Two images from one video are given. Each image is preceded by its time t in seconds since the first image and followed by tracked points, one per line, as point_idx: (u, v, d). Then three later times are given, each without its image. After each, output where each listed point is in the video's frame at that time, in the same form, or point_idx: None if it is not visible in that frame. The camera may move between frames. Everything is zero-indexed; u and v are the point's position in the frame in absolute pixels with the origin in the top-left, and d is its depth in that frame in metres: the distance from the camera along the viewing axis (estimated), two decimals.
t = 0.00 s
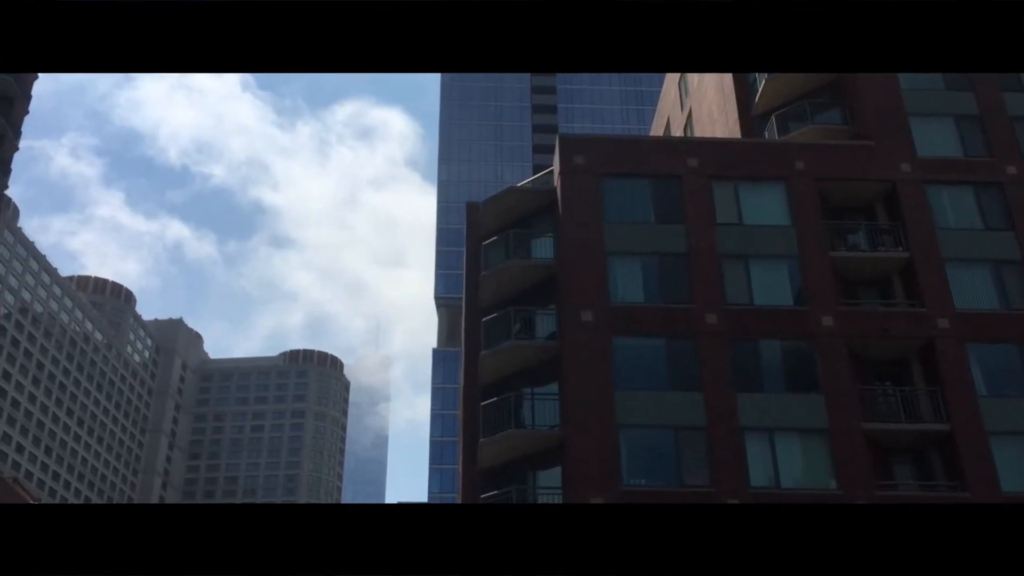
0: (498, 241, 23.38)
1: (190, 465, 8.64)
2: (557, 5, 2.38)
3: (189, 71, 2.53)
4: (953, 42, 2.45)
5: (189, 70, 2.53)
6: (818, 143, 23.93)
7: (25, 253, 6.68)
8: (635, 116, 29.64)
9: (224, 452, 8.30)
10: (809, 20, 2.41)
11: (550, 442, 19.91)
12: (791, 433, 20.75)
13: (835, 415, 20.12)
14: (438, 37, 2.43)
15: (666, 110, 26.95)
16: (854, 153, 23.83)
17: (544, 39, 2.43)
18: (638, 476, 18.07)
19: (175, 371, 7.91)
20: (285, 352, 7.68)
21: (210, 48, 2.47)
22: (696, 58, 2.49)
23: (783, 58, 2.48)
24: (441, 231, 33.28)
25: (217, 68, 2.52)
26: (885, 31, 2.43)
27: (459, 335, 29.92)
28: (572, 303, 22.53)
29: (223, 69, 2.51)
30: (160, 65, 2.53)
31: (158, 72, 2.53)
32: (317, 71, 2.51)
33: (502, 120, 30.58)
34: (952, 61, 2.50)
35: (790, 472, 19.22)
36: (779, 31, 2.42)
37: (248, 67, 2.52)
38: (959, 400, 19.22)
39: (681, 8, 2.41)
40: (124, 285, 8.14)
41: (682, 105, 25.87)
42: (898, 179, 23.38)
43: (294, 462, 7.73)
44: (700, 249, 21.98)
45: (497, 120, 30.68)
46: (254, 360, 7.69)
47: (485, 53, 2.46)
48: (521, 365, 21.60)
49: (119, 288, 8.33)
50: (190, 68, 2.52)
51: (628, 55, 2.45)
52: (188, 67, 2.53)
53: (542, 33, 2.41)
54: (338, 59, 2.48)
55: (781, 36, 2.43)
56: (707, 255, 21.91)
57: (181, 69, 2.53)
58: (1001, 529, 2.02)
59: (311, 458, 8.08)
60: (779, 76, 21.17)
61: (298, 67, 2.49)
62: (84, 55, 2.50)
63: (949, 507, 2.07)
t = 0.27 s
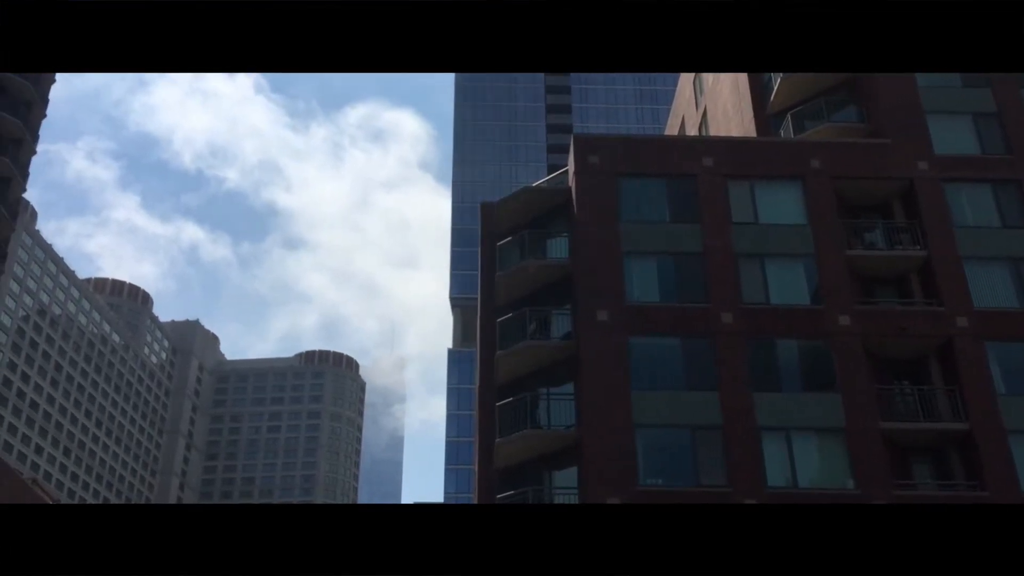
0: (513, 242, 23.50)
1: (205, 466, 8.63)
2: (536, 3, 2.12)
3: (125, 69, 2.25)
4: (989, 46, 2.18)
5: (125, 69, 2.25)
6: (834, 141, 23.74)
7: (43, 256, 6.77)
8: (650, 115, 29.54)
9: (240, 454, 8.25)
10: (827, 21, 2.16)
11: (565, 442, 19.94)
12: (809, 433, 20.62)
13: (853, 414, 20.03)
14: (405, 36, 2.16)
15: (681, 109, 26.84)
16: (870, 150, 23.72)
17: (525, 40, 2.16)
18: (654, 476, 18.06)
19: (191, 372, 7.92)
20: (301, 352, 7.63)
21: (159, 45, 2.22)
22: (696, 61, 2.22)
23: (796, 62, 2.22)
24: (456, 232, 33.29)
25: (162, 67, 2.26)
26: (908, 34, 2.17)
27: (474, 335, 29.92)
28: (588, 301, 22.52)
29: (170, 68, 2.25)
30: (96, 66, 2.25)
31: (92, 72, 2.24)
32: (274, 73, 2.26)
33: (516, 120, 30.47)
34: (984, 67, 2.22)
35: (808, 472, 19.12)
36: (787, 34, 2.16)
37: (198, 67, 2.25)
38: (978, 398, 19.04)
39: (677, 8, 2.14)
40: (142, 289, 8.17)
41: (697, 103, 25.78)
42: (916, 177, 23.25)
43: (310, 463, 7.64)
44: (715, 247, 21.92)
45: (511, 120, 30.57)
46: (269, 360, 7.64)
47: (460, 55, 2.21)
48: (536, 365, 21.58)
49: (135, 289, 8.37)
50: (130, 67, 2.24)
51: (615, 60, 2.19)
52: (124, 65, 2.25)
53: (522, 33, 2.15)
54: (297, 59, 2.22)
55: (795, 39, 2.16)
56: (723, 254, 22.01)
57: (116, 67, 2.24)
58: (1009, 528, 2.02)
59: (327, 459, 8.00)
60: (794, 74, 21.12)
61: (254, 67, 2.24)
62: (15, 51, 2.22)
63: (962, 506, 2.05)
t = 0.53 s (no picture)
0: (530, 243, 23.43)
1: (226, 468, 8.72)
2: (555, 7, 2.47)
3: (200, 68, 2.60)
4: (955, 42, 2.47)
5: (201, 67, 2.60)
6: (851, 141, 23.52)
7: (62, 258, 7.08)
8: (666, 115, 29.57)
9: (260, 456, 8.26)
10: (793, 20, 2.47)
11: (581, 444, 19.92)
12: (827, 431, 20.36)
13: (872, 414, 19.90)
14: (444, 37, 2.52)
15: (697, 109, 26.86)
16: (888, 149, 23.52)
17: (533, 38, 2.50)
18: (671, 477, 18.05)
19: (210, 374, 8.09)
20: (318, 354, 7.67)
21: (230, 48, 2.57)
22: (659, 52, 2.53)
23: (748, 53, 2.52)
24: (472, 233, 33.40)
25: (231, 67, 2.60)
26: (883, 32, 2.47)
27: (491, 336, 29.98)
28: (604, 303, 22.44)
29: (238, 67, 2.59)
30: (179, 65, 2.61)
31: (174, 71, 2.61)
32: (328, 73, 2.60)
33: (532, 121, 30.42)
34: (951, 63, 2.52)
35: (827, 473, 19.00)
36: (757, 30, 2.48)
37: (262, 67, 2.59)
38: (999, 398, 18.84)
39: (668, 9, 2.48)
40: (162, 293, 8.28)
41: (713, 103, 25.83)
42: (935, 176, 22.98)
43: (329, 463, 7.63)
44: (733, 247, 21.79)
45: (528, 121, 30.51)
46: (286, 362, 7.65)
47: (482, 51, 2.54)
48: (555, 367, 21.60)
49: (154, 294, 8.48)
50: (205, 66, 2.59)
51: (623, 58, 2.53)
52: (199, 64, 2.60)
53: (543, 33, 2.49)
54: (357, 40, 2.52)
55: (781, 36, 2.48)
56: (740, 255, 21.77)
57: (195, 66, 2.60)
58: (1007, 532, 2.17)
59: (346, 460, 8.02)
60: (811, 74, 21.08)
61: (308, 66, 2.57)
62: (107, 56, 2.59)
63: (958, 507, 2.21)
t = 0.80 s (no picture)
0: (547, 244, 23.36)
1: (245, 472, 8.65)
2: (567, 6, 2.69)
3: (240, 69, 2.81)
4: (932, 40, 2.73)
5: (242, 69, 2.81)
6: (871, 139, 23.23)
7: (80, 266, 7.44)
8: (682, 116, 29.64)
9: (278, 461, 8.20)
10: (808, 20, 2.70)
11: (600, 446, 19.86)
12: (848, 432, 20.10)
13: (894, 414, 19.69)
14: (466, 36, 2.74)
15: (714, 109, 26.94)
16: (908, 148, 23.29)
17: (571, 38, 2.73)
18: (691, 479, 18.04)
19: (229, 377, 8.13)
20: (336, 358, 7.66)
21: (276, 46, 2.77)
22: (685, 50, 2.76)
23: (765, 52, 2.76)
24: (489, 236, 33.49)
25: (270, 67, 2.82)
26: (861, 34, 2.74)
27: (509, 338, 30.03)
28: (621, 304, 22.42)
29: (275, 67, 2.80)
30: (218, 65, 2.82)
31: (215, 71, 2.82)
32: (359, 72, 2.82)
33: (549, 122, 30.32)
34: (909, 59, 2.79)
35: (848, 474, 18.85)
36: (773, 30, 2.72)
37: (297, 67, 2.81)
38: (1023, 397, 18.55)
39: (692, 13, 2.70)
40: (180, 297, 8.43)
41: (730, 104, 25.91)
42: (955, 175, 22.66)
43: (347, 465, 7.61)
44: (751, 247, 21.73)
45: (544, 122, 30.41)
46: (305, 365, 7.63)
47: (523, 51, 2.76)
48: (573, 368, 21.61)
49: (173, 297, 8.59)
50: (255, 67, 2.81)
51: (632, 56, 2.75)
52: (239, 65, 2.82)
53: (558, 33, 2.71)
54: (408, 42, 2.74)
55: (776, 34, 2.73)
56: (759, 255, 21.81)
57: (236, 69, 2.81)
58: (1006, 531, 2.46)
59: (366, 463, 8.01)
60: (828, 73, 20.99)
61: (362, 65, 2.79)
62: (158, 55, 2.82)
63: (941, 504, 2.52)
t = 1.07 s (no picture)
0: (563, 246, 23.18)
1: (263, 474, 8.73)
2: (579, 7, 2.86)
3: (270, 69, 2.97)
4: (923, 37, 2.92)
5: (273, 69, 2.98)
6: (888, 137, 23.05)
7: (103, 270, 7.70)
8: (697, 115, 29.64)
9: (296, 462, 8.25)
10: (808, 19, 2.89)
11: (619, 446, 19.91)
12: (866, 433, 19.74)
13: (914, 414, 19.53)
14: (484, 37, 2.90)
15: (729, 109, 27.11)
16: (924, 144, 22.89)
17: (581, 36, 2.90)
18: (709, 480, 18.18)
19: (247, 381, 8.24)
20: (355, 360, 7.74)
21: (298, 46, 2.93)
22: (686, 50, 2.95)
23: (762, 52, 2.95)
24: (505, 237, 33.54)
25: (294, 67, 2.97)
26: (854, 31, 2.91)
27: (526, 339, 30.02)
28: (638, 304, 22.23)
29: (295, 66, 2.94)
30: (251, 65, 2.98)
31: (247, 71, 2.98)
32: (385, 71, 2.99)
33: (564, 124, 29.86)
34: (903, 59, 2.97)
35: (867, 474, 18.71)
36: (775, 27, 2.90)
37: (322, 66, 2.96)
38: None
39: (689, 10, 2.89)
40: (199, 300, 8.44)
41: (747, 103, 26.05)
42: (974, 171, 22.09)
43: (366, 467, 7.66)
44: (769, 247, 21.88)
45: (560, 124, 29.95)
46: (322, 367, 7.69)
47: (533, 49, 2.93)
48: (590, 369, 21.64)
49: (192, 300, 8.65)
50: (276, 66, 2.96)
51: (641, 54, 2.93)
52: (270, 65, 2.98)
53: (571, 33, 2.89)
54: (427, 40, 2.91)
55: (770, 32, 2.91)
56: (775, 255, 21.91)
57: (267, 69, 2.98)
58: (1004, 531, 2.61)
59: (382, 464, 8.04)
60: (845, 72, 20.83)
61: (382, 61, 2.96)
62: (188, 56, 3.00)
63: (950, 510, 2.67)
